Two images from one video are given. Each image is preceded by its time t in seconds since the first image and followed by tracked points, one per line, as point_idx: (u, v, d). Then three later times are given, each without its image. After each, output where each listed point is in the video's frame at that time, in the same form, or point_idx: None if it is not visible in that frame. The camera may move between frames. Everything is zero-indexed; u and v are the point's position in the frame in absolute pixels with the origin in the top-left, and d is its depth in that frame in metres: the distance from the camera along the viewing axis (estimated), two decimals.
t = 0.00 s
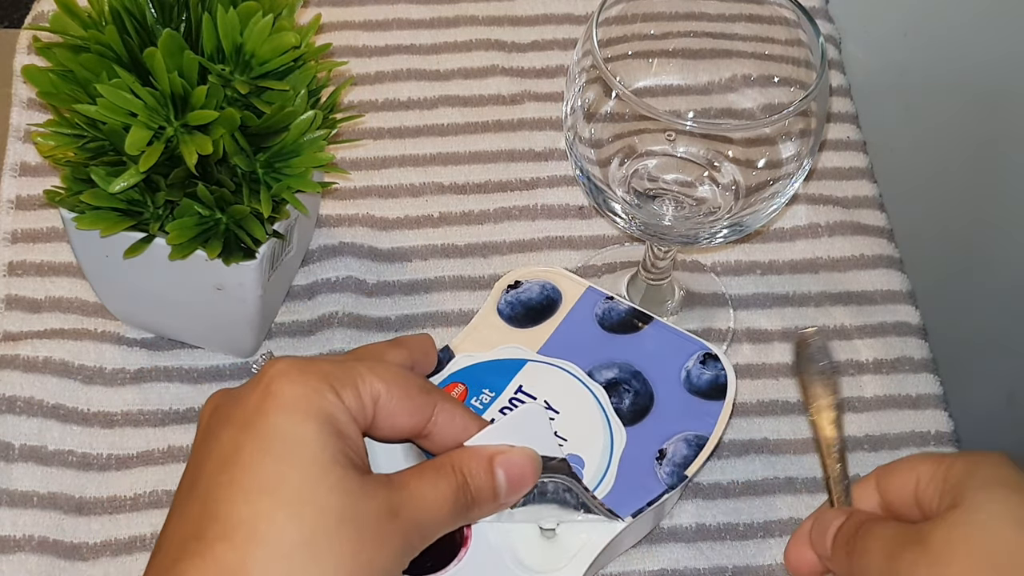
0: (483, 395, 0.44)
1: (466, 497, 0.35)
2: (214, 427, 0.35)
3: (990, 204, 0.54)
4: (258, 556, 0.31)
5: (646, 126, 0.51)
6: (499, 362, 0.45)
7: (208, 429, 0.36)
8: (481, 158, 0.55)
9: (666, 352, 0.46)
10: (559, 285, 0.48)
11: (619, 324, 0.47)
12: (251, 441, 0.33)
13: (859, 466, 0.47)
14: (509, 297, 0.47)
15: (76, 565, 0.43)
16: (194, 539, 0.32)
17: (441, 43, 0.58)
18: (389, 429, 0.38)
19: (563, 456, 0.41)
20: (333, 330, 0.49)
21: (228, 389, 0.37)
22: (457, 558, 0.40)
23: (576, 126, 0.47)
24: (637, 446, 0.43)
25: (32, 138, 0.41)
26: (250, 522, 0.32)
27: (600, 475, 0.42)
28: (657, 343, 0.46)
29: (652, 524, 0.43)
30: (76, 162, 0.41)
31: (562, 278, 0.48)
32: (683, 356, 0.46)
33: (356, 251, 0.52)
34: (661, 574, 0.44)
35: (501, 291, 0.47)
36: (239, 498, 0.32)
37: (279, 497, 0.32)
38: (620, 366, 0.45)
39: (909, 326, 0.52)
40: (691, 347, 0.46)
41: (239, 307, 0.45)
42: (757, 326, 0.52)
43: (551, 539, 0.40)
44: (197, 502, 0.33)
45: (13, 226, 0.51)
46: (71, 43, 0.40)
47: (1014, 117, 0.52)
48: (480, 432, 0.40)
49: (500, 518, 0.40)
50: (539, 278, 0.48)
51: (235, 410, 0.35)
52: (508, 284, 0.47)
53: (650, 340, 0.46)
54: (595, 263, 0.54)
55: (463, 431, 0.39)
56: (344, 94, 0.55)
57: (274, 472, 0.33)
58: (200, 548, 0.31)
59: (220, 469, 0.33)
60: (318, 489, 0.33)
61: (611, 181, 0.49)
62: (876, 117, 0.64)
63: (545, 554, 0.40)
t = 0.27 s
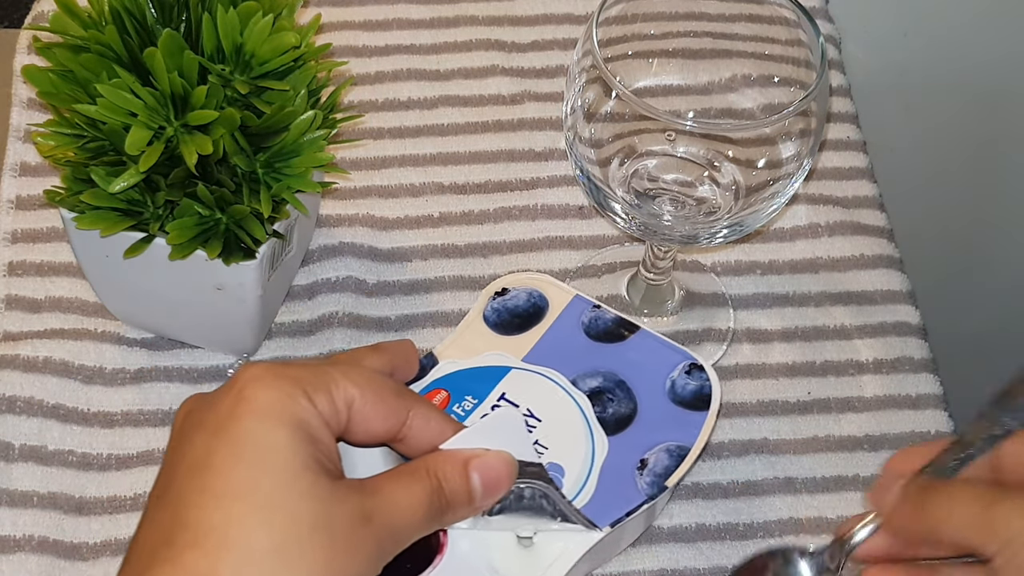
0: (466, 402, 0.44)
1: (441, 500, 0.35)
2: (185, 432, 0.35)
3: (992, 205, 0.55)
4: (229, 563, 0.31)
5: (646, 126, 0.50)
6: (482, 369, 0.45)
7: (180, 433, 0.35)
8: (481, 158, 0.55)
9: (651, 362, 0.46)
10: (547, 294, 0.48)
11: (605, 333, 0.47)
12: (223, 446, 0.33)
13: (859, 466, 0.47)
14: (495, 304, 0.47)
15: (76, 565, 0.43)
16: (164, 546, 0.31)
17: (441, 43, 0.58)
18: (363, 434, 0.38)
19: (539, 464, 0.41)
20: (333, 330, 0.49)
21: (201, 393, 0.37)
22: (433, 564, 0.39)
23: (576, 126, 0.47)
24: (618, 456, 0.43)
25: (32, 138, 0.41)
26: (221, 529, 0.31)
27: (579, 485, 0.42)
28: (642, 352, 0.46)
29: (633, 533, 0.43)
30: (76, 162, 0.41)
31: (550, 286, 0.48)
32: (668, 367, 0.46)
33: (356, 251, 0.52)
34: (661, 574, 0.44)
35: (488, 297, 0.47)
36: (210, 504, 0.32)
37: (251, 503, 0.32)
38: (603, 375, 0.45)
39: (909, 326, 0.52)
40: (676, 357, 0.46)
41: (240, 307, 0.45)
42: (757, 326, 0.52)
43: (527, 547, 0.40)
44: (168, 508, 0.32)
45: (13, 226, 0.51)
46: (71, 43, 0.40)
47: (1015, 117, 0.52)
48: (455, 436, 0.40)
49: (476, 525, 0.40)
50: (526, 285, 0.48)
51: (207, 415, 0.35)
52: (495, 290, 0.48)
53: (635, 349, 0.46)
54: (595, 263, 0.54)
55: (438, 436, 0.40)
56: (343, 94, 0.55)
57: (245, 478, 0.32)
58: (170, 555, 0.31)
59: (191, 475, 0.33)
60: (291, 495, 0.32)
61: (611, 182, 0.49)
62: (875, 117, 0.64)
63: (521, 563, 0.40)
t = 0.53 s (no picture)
0: (448, 405, 0.44)
1: (413, 501, 0.35)
2: (156, 432, 0.35)
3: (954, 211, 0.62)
4: (195, 562, 0.31)
5: (646, 126, 0.50)
6: (467, 373, 0.45)
7: (151, 433, 0.35)
8: (481, 158, 0.55)
9: (637, 369, 0.46)
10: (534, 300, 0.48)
11: (590, 341, 0.47)
12: (192, 446, 0.33)
13: (859, 466, 0.47)
14: (482, 309, 0.47)
15: (76, 565, 0.43)
16: (131, 545, 0.32)
17: (441, 43, 0.58)
18: (336, 433, 0.39)
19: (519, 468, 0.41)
20: (333, 330, 0.49)
21: (173, 393, 0.37)
22: (406, 567, 0.40)
23: (576, 126, 0.47)
24: (597, 463, 0.43)
25: (33, 138, 0.41)
26: (188, 528, 0.32)
27: (557, 491, 0.42)
28: (627, 360, 0.46)
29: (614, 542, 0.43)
30: (76, 162, 0.41)
31: (538, 291, 0.48)
32: (653, 374, 0.46)
33: (356, 251, 0.52)
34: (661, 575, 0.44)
35: (476, 301, 0.47)
36: (177, 503, 0.32)
37: (219, 502, 0.32)
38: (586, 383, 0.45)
39: (909, 326, 0.52)
40: (662, 365, 0.46)
41: (240, 306, 0.45)
42: (757, 326, 0.52)
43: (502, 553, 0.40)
44: (136, 508, 0.33)
45: (13, 226, 0.51)
46: (71, 43, 0.40)
47: (1014, 117, 0.56)
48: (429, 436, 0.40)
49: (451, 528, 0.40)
50: (513, 291, 0.48)
51: (178, 414, 0.35)
52: (482, 295, 0.48)
53: (620, 357, 0.46)
54: (595, 263, 0.54)
55: (412, 435, 0.40)
56: (343, 94, 0.55)
57: (213, 477, 0.32)
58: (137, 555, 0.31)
59: (159, 475, 0.33)
60: (259, 494, 0.32)
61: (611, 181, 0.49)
62: (876, 117, 0.65)
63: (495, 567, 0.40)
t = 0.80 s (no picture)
0: (448, 406, 0.44)
1: (414, 501, 0.35)
2: (156, 433, 0.35)
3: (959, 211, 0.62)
4: (195, 562, 0.31)
5: (646, 126, 0.50)
6: (468, 374, 0.45)
7: (151, 434, 0.36)
8: (481, 158, 0.55)
9: (637, 369, 0.46)
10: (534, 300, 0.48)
11: (590, 341, 0.47)
12: (192, 447, 0.33)
13: (859, 466, 0.47)
14: (482, 309, 0.47)
15: (76, 565, 0.43)
16: (131, 546, 0.32)
17: (441, 43, 0.58)
18: (336, 434, 0.39)
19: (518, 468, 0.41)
20: (333, 330, 0.49)
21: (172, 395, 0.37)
22: (406, 567, 0.40)
23: (576, 126, 0.47)
24: (597, 463, 0.43)
25: (33, 138, 0.41)
26: (187, 529, 0.32)
27: (558, 491, 0.42)
28: (628, 360, 0.46)
29: (614, 542, 0.43)
30: (76, 162, 0.41)
31: (537, 291, 0.48)
32: (653, 375, 0.46)
33: (356, 251, 0.52)
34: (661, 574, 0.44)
35: (476, 301, 0.47)
36: (176, 504, 0.32)
37: (219, 503, 0.32)
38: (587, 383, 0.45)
39: (909, 326, 0.52)
40: (662, 366, 0.46)
41: (241, 306, 0.45)
42: (757, 326, 0.52)
43: (503, 553, 0.40)
44: (136, 509, 0.33)
45: (13, 226, 0.51)
46: (72, 43, 0.40)
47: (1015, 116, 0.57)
48: (428, 436, 0.40)
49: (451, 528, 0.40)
50: (513, 291, 0.48)
51: (177, 415, 0.35)
52: (482, 295, 0.48)
53: (621, 357, 0.46)
54: (595, 263, 0.54)
55: (412, 436, 0.40)
56: (343, 94, 0.55)
57: (213, 478, 0.33)
58: (137, 555, 0.31)
59: (158, 475, 0.33)
60: (258, 495, 0.33)
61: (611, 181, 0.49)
62: (875, 116, 0.65)
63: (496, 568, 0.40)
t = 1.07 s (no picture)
0: (449, 408, 0.44)
1: (415, 508, 0.35)
2: (160, 435, 0.35)
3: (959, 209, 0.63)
4: (196, 564, 0.31)
5: (646, 126, 0.50)
6: (469, 376, 0.45)
7: (155, 436, 0.36)
8: (481, 158, 0.55)
9: (638, 372, 0.46)
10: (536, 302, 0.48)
11: (591, 343, 0.47)
12: (195, 451, 0.33)
13: (859, 466, 0.47)
14: (483, 310, 0.47)
15: (76, 565, 0.43)
16: (133, 549, 0.32)
17: (441, 43, 0.58)
18: (339, 439, 0.39)
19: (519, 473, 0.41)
20: (333, 330, 0.49)
21: (176, 397, 0.37)
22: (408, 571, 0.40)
23: (576, 126, 0.47)
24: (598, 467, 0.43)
25: (32, 138, 0.41)
26: (190, 532, 0.31)
27: (559, 495, 0.42)
28: (630, 363, 0.46)
29: (613, 545, 0.43)
30: (76, 162, 0.40)
31: (538, 292, 0.48)
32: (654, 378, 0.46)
33: (356, 251, 0.52)
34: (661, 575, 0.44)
35: (477, 302, 0.47)
36: (179, 507, 0.32)
37: (221, 506, 0.32)
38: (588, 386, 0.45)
39: (909, 326, 0.52)
40: (663, 369, 0.46)
41: (241, 306, 0.45)
42: (757, 326, 0.52)
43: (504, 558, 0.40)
44: (138, 511, 0.33)
45: (13, 226, 0.51)
46: (71, 43, 0.40)
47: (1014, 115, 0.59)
48: (431, 443, 0.40)
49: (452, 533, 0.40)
50: (515, 292, 0.48)
51: (180, 418, 0.35)
52: (484, 296, 0.48)
53: (622, 360, 0.46)
54: (595, 263, 0.54)
55: (415, 442, 0.40)
56: (343, 94, 0.55)
57: (216, 481, 0.33)
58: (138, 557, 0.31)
59: (161, 477, 0.33)
60: (261, 499, 0.33)
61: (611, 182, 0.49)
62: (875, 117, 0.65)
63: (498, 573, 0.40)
